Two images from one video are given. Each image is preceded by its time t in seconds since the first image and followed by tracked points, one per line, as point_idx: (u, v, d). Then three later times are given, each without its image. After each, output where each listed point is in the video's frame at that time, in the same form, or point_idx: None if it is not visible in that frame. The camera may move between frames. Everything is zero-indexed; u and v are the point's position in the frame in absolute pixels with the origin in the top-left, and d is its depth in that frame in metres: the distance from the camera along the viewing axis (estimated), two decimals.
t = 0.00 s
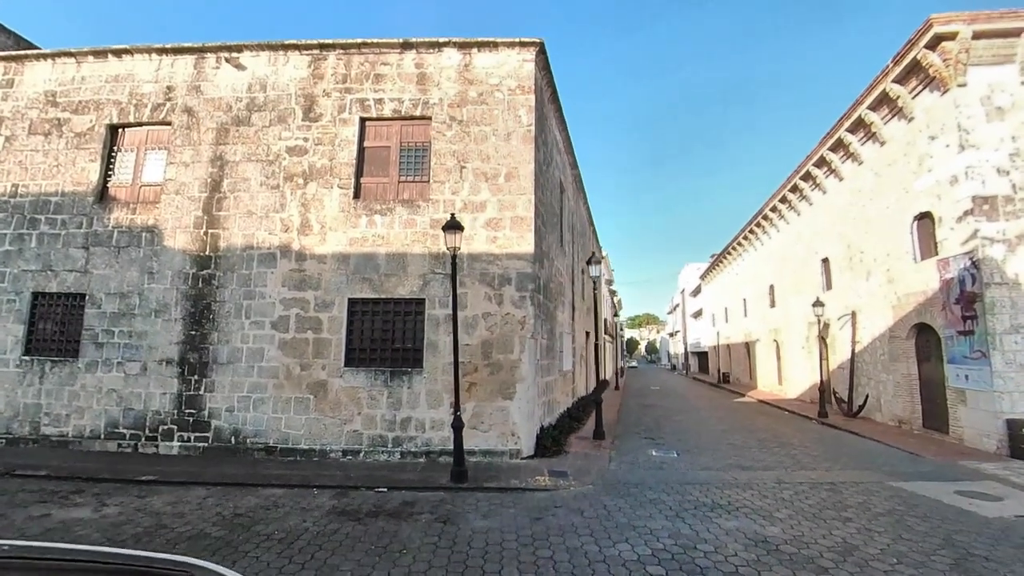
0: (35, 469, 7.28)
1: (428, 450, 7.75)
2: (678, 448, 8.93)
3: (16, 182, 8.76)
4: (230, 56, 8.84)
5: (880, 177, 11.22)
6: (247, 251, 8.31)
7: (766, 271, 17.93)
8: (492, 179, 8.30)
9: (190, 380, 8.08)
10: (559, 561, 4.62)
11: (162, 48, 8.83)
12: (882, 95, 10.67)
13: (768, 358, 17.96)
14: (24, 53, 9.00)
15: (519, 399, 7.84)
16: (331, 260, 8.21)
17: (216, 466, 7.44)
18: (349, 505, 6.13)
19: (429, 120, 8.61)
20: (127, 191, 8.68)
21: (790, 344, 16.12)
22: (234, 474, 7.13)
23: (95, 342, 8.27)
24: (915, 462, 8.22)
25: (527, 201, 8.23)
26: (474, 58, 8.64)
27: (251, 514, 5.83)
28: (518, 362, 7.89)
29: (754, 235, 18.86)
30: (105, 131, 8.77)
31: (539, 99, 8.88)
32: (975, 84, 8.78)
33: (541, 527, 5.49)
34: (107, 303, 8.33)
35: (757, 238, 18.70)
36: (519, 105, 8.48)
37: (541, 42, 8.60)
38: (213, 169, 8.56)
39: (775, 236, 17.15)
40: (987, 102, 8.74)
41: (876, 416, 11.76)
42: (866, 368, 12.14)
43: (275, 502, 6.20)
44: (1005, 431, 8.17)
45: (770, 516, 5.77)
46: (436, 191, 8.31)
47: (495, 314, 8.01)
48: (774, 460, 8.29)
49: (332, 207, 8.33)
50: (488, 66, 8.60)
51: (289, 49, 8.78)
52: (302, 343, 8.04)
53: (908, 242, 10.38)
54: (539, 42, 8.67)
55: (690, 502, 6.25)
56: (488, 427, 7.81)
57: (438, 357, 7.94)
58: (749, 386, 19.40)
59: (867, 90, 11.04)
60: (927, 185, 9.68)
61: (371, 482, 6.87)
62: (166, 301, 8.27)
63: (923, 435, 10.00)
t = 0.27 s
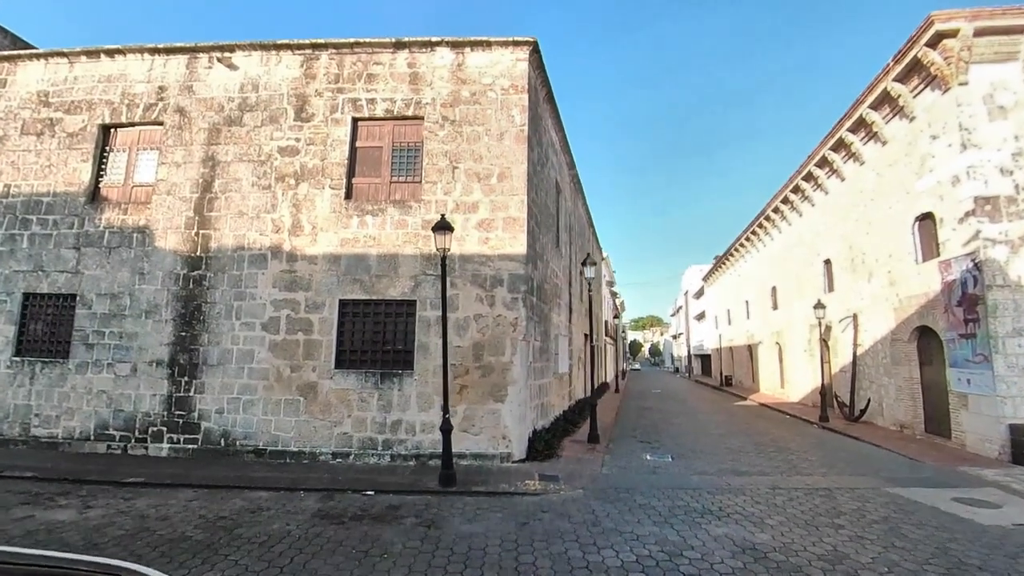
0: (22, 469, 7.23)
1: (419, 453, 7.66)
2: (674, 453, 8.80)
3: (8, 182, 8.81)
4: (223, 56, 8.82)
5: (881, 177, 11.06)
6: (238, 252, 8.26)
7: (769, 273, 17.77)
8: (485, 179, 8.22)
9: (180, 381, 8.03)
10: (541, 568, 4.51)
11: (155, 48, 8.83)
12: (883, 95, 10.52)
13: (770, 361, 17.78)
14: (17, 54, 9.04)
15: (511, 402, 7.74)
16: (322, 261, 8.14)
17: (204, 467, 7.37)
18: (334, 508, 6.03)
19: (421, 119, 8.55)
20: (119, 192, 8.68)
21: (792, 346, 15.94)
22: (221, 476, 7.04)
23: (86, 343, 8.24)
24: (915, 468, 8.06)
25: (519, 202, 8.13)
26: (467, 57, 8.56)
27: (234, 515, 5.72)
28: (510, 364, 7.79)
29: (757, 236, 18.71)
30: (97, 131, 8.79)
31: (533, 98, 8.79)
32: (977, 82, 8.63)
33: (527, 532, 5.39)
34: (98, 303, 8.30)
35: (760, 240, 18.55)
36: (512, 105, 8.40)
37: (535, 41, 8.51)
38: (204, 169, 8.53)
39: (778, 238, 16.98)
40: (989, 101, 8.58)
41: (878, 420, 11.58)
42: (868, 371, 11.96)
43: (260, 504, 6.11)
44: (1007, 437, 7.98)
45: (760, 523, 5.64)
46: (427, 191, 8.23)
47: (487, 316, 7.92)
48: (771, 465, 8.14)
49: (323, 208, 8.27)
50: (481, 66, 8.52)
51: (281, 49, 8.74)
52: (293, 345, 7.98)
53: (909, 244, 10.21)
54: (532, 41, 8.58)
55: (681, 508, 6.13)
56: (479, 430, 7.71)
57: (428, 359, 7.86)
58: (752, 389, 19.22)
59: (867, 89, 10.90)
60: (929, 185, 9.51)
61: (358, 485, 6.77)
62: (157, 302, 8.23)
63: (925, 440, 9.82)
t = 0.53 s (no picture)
0: (10, 470, 7.23)
1: (407, 455, 7.62)
2: (666, 456, 8.74)
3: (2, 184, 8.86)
4: (215, 57, 8.84)
5: (878, 178, 10.98)
6: (228, 253, 8.25)
7: (767, 275, 17.68)
8: (475, 180, 8.19)
9: (170, 383, 8.02)
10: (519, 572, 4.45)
11: (147, 50, 8.86)
12: (879, 95, 10.44)
13: (769, 364, 17.67)
14: (12, 56, 9.10)
15: (501, 404, 7.69)
16: (312, 263, 8.12)
17: (192, 469, 7.35)
18: (318, 510, 5.99)
19: (412, 120, 8.53)
20: (111, 193, 8.70)
21: (791, 349, 15.84)
22: (209, 477, 7.02)
23: (77, 344, 8.25)
24: (909, 471, 7.96)
25: (510, 203, 8.10)
26: (458, 58, 8.55)
27: (217, 516, 5.68)
28: (500, 366, 7.75)
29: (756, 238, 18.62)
30: (90, 132, 8.82)
31: (525, 99, 8.76)
32: (972, 81, 8.55)
33: (510, 535, 5.34)
34: (89, 304, 8.31)
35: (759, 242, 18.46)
36: (503, 105, 8.37)
37: (526, 42, 8.48)
38: (195, 170, 8.54)
39: (776, 239, 16.89)
40: (984, 101, 8.50)
41: (876, 424, 11.46)
42: (866, 374, 11.85)
43: (244, 506, 6.08)
44: (1004, 441, 7.88)
45: (747, 528, 5.57)
46: (418, 192, 8.21)
47: (477, 317, 7.88)
48: (764, 469, 8.06)
49: (313, 209, 8.26)
50: (472, 66, 8.50)
51: (273, 51, 8.75)
52: (282, 346, 7.95)
53: (906, 245, 10.12)
54: (524, 42, 8.55)
55: (668, 512, 6.07)
56: (468, 432, 7.67)
57: (418, 361, 7.82)
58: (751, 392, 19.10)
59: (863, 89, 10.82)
60: (924, 185, 9.43)
61: (345, 487, 6.74)
62: (147, 303, 8.23)
63: (922, 443, 9.71)
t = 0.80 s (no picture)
0: None
1: (396, 459, 7.56)
2: (659, 460, 8.65)
3: None
4: (204, 60, 8.82)
5: (873, 178, 10.89)
6: (217, 256, 8.22)
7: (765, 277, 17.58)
8: (465, 182, 8.13)
9: (157, 387, 7.98)
10: None
11: (137, 53, 8.85)
12: (873, 95, 10.35)
13: (767, 366, 17.56)
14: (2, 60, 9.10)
15: (490, 408, 7.62)
16: (301, 266, 8.07)
17: (178, 474, 7.29)
18: (301, 516, 5.92)
19: (401, 123, 8.49)
20: (101, 197, 8.68)
21: (789, 351, 15.72)
22: (194, 482, 6.96)
23: (65, 348, 8.22)
24: (905, 475, 7.85)
25: (499, 205, 8.04)
26: (448, 60, 8.50)
27: (197, 523, 5.62)
28: (489, 370, 7.68)
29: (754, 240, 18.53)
30: (79, 136, 8.81)
31: (515, 101, 8.71)
32: (966, 80, 8.46)
33: (493, 541, 5.26)
34: (77, 308, 8.28)
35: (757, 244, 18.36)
36: (493, 107, 8.31)
37: (516, 43, 8.42)
38: (184, 174, 8.51)
39: (774, 241, 16.79)
40: (979, 100, 8.41)
41: (874, 427, 11.34)
42: (863, 377, 11.74)
43: (227, 511, 6.01)
44: (1001, 444, 7.76)
45: (735, 534, 5.47)
46: (406, 195, 8.16)
47: (466, 320, 7.82)
48: (757, 473, 7.96)
49: (302, 212, 8.21)
50: (462, 68, 8.45)
51: (262, 53, 8.72)
52: (270, 350, 7.91)
53: (902, 246, 10.01)
54: (514, 43, 8.49)
55: (656, 518, 5.97)
56: (457, 437, 7.59)
57: (406, 364, 7.76)
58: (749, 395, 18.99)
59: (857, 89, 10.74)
60: (920, 186, 9.33)
61: (331, 492, 6.67)
62: (136, 307, 8.20)
63: (919, 446, 9.59)
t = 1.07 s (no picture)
0: None
1: (385, 463, 7.49)
2: (652, 463, 8.56)
3: None
4: (195, 63, 8.80)
5: (869, 178, 10.79)
6: (206, 258, 8.18)
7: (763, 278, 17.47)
8: (455, 183, 8.08)
9: (146, 390, 7.94)
10: None
11: (128, 55, 8.84)
12: (868, 94, 10.26)
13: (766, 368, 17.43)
14: None
15: (479, 410, 7.54)
16: (290, 268, 8.02)
17: (165, 478, 7.24)
18: (284, 520, 5.85)
19: (391, 124, 8.44)
20: (91, 200, 8.66)
21: (788, 353, 15.59)
22: (179, 486, 6.90)
23: (54, 352, 8.19)
24: (901, 478, 7.73)
25: (489, 206, 7.98)
26: (438, 61, 8.46)
27: (179, 527, 5.56)
28: (478, 372, 7.61)
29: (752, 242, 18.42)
30: (70, 139, 8.80)
31: (506, 101, 8.66)
32: (960, 78, 8.38)
33: (476, 546, 5.18)
34: (67, 312, 8.25)
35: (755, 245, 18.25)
36: (483, 108, 8.26)
37: (507, 44, 8.37)
38: (174, 176, 8.48)
39: (771, 243, 16.69)
40: (973, 97, 8.32)
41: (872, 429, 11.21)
42: (861, 379, 11.61)
43: (209, 515, 5.95)
44: (999, 447, 7.63)
45: (723, 539, 5.38)
46: (396, 196, 8.11)
47: (455, 322, 7.75)
48: (751, 476, 7.86)
49: (291, 213, 8.17)
50: (452, 69, 8.40)
51: (253, 55, 8.70)
52: (259, 352, 7.86)
53: (898, 246, 9.90)
54: (504, 43, 8.44)
55: (644, 522, 5.88)
56: (446, 440, 7.52)
57: (395, 367, 7.70)
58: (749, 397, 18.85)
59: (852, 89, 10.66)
60: (915, 185, 9.23)
61: (316, 496, 6.60)
62: (125, 310, 8.16)
63: (917, 449, 9.46)
